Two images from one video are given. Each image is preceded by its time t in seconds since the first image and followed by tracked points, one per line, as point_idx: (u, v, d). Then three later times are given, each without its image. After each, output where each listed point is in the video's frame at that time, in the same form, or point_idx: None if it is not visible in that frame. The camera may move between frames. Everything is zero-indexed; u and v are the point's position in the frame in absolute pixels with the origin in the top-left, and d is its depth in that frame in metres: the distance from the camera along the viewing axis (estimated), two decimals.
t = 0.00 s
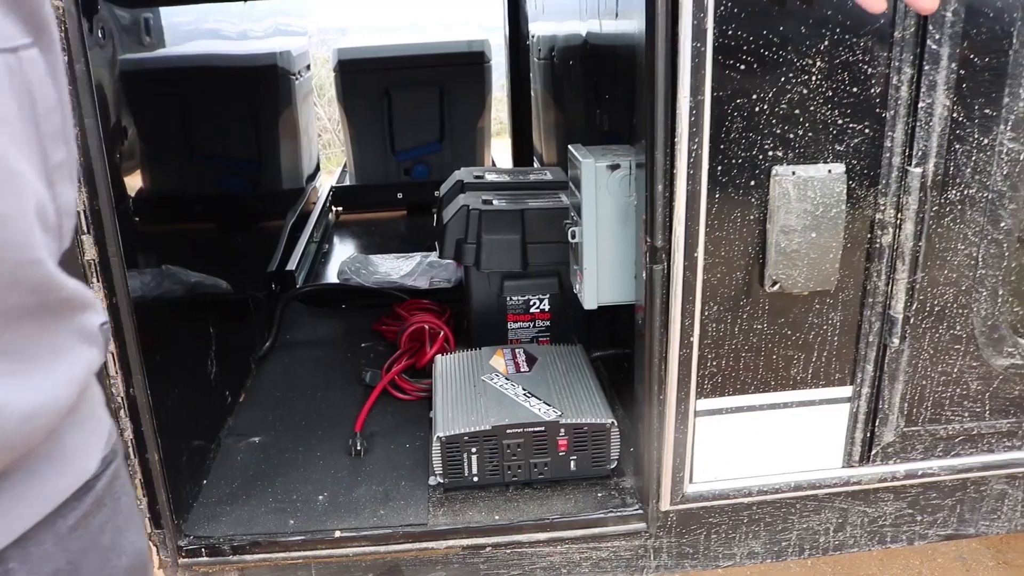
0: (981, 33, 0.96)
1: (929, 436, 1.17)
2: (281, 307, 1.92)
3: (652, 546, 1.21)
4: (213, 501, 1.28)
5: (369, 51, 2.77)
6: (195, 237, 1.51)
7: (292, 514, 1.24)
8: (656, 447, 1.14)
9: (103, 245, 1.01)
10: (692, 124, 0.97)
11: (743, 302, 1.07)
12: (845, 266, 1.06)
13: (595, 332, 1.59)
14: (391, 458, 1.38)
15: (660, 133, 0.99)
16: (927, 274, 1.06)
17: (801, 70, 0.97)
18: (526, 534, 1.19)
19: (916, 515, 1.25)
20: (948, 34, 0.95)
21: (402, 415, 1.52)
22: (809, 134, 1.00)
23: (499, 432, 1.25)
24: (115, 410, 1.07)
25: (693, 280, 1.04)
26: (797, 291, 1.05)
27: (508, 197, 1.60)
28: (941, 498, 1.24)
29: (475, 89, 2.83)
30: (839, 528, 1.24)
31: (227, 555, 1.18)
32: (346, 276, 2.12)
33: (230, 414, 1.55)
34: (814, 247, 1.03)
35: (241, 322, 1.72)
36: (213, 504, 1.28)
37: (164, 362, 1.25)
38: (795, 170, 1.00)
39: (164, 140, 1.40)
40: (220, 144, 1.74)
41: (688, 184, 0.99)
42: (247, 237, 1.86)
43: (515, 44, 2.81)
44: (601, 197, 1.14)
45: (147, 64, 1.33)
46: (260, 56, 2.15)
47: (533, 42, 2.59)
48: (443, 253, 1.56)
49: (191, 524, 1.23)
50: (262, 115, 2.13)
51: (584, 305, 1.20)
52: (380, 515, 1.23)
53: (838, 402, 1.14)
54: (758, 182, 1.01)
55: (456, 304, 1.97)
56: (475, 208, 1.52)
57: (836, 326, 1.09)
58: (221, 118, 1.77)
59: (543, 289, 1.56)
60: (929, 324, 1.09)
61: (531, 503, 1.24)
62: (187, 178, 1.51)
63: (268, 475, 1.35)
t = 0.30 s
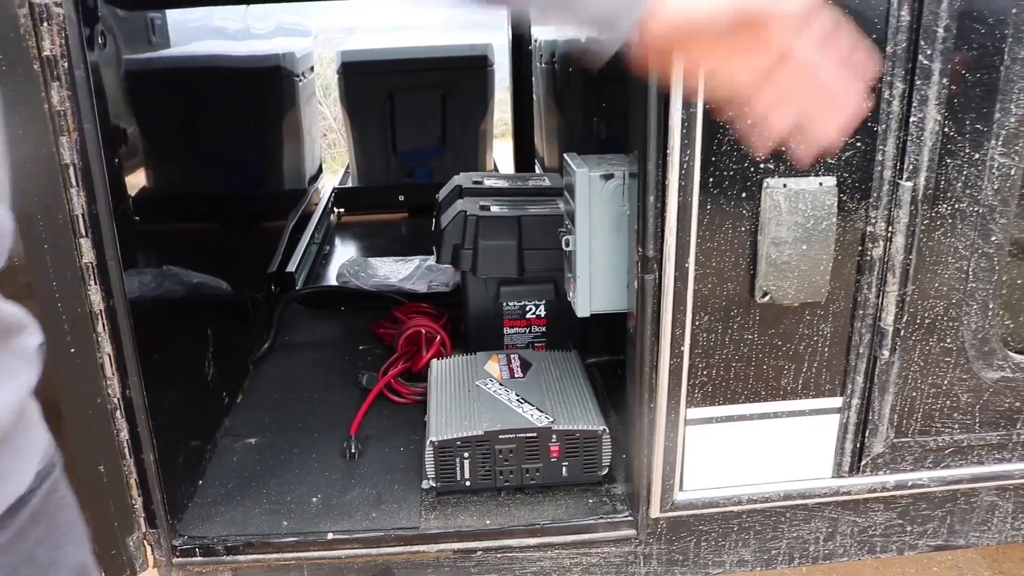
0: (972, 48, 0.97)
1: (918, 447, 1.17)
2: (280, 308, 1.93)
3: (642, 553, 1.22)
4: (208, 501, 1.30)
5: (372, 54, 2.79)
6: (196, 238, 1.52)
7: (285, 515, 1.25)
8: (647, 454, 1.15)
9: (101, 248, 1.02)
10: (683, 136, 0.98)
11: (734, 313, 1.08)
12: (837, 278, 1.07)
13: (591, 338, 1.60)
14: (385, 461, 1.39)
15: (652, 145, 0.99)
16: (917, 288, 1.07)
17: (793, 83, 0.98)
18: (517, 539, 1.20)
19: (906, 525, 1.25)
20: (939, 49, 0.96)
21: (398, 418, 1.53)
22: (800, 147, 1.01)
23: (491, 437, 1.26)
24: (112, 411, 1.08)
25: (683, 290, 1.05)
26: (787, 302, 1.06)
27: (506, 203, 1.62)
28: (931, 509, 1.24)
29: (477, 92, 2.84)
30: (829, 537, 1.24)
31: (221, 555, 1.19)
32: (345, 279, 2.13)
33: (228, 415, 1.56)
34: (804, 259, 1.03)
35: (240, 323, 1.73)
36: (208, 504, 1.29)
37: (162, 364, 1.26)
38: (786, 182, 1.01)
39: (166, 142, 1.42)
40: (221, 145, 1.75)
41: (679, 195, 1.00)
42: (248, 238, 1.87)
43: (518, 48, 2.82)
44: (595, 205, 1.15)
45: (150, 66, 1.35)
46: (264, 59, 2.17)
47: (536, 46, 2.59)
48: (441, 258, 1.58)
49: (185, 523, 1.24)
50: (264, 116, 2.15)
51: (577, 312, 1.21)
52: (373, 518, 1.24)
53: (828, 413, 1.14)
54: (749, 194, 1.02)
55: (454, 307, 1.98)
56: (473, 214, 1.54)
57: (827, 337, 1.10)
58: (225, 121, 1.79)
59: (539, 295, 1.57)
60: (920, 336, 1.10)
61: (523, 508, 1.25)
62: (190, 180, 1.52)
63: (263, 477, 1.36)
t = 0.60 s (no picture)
0: (971, 48, 0.98)
1: (921, 442, 1.18)
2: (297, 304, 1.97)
3: (647, 545, 1.24)
4: (225, 492, 1.33)
5: (389, 52, 2.82)
6: (215, 236, 1.56)
7: (299, 506, 1.29)
8: (651, 447, 1.17)
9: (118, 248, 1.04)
10: (684, 137, 1.00)
11: (736, 309, 1.09)
12: (838, 274, 1.08)
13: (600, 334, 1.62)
14: (397, 454, 1.43)
15: (653, 145, 1.01)
16: (919, 284, 1.08)
17: (793, 83, 1.00)
18: (524, 530, 1.23)
19: (911, 519, 1.26)
20: (938, 48, 0.97)
21: (411, 411, 1.56)
22: (800, 145, 1.02)
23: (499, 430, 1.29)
24: (134, 408, 1.09)
25: (686, 287, 1.07)
26: (789, 299, 1.08)
27: (517, 200, 1.64)
28: (935, 503, 1.25)
29: (493, 90, 2.86)
30: (833, 531, 1.26)
31: (236, 544, 1.23)
32: (361, 275, 2.17)
33: (245, 409, 1.60)
34: (804, 256, 1.05)
35: (258, 319, 1.77)
36: (225, 495, 1.33)
37: (180, 358, 1.30)
38: (786, 180, 1.03)
39: (185, 142, 1.46)
40: (240, 145, 1.79)
41: (681, 194, 1.02)
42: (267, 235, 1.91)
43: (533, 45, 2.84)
44: (599, 204, 1.18)
45: (166, 67, 1.39)
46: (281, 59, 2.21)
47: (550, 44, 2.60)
48: (452, 256, 1.61)
49: (203, 513, 1.28)
50: (283, 115, 2.19)
51: (583, 308, 1.23)
52: (384, 509, 1.27)
53: (831, 408, 1.16)
54: (750, 192, 1.04)
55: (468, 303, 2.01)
56: (483, 212, 1.58)
57: (829, 333, 1.11)
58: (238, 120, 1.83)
59: (549, 291, 1.60)
60: (922, 332, 1.11)
61: (530, 500, 1.27)
62: (207, 178, 1.57)
63: (278, 469, 1.40)
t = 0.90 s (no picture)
0: (966, 45, 1.00)
1: (918, 434, 1.20)
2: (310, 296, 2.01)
3: (647, 533, 1.26)
4: (236, 477, 1.37)
5: (403, 48, 2.86)
6: (230, 228, 1.60)
7: (307, 491, 1.32)
8: (650, 437, 1.19)
9: (133, 237, 1.10)
10: (682, 132, 1.02)
11: (734, 301, 1.11)
12: (834, 268, 1.10)
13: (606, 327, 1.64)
14: (404, 442, 1.46)
15: (652, 139, 1.03)
16: (914, 278, 1.10)
17: (789, 80, 1.02)
18: (526, 517, 1.26)
19: (908, 511, 1.28)
20: (932, 46, 0.99)
21: (418, 401, 1.60)
22: (796, 141, 1.04)
23: (503, 419, 1.32)
24: (145, 389, 1.17)
25: (684, 279, 1.09)
26: (786, 292, 1.10)
27: (525, 195, 1.67)
28: (933, 495, 1.27)
29: (505, 86, 2.88)
30: (831, 522, 1.27)
31: (246, 527, 1.27)
32: (373, 268, 2.20)
33: (257, 397, 1.64)
34: (801, 250, 1.07)
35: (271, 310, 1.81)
36: (236, 480, 1.37)
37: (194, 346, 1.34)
38: (782, 175, 1.05)
39: (202, 136, 1.50)
40: (255, 139, 1.82)
41: (679, 188, 1.05)
42: (281, 228, 1.95)
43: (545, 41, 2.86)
44: (600, 197, 1.21)
45: (182, 63, 1.43)
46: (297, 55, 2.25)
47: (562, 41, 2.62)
48: (460, 249, 1.64)
49: (215, 497, 1.32)
50: (298, 109, 2.22)
51: (585, 300, 1.26)
52: (389, 495, 1.31)
53: (828, 399, 1.18)
54: (747, 186, 1.06)
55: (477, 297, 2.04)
56: (491, 206, 1.61)
57: (826, 325, 1.13)
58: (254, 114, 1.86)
59: (555, 284, 1.63)
60: (917, 326, 1.13)
61: (533, 488, 1.30)
62: (222, 171, 1.61)
63: (288, 456, 1.43)
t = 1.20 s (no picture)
0: (972, 53, 1.01)
1: (924, 438, 1.21)
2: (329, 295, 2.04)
3: (655, 531, 1.28)
4: (253, 472, 1.41)
5: (424, 51, 2.89)
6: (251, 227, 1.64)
7: (322, 486, 1.36)
8: (658, 437, 1.21)
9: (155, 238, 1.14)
10: (689, 137, 1.04)
11: (741, 304, 1.13)
12: (841, 272, 1.11)
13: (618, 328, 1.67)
14: (418, 440, 1.49)
15: (661, 143, 1.06)
16: (920, 282, 1.11)
17: (796, 87, 1.03)
18: (535, 514, 1.29)
19: (916, 514, 1.28)
20: (939, 53, 1.00)
21: (433, 400, 1.63)
22: (803, 147, 1.06)
23: (514, 418, 1.35)
24: (164, 384, 1.22)
25: (691, 282, 1.11)
26: (792, 295, 1.11)
27: (541, 197, 1.69)
28: (940, 498, 1.28)
29: (525, 89, 2.91)
30: (838, 523, 1.28)
31: (262, 520, 1.30)
32: (390, 269, 2.24)
33: (276, 394, 1.68)
34: (807, 254, 1.09)
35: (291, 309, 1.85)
36: (253, 474, 1.40)
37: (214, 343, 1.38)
38: (789, 180, 1.07)
39: (225, 138, 1.54)
40: (277, 140, 1.86)
41: (686, 193, 1.07)
42: (303, 227, 1.99)
43: (565, 44, 2.89)
44: (610, 201, 1.23)
45: (206, 67, 1.47)
46: (319, 57, 2.29)
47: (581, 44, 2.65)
48: (475, 251, 1.67)
49: (233, 491, 1.36)
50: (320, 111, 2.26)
51: (595, 301, 1.28)
52: (402, 491, 1.34)
53: (835, 401, 1.19)
54: (754, 191, 1.08)
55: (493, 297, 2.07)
56: (506, 208, 1.64)
57: (833, 329, 1.15)
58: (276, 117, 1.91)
59: (568, 286, 1.65)
60: (924, 330, 1.14)
61: (542, 486, 1.33)
62: (245, 172, 1.65)
63: (304, 452, 1.47)
